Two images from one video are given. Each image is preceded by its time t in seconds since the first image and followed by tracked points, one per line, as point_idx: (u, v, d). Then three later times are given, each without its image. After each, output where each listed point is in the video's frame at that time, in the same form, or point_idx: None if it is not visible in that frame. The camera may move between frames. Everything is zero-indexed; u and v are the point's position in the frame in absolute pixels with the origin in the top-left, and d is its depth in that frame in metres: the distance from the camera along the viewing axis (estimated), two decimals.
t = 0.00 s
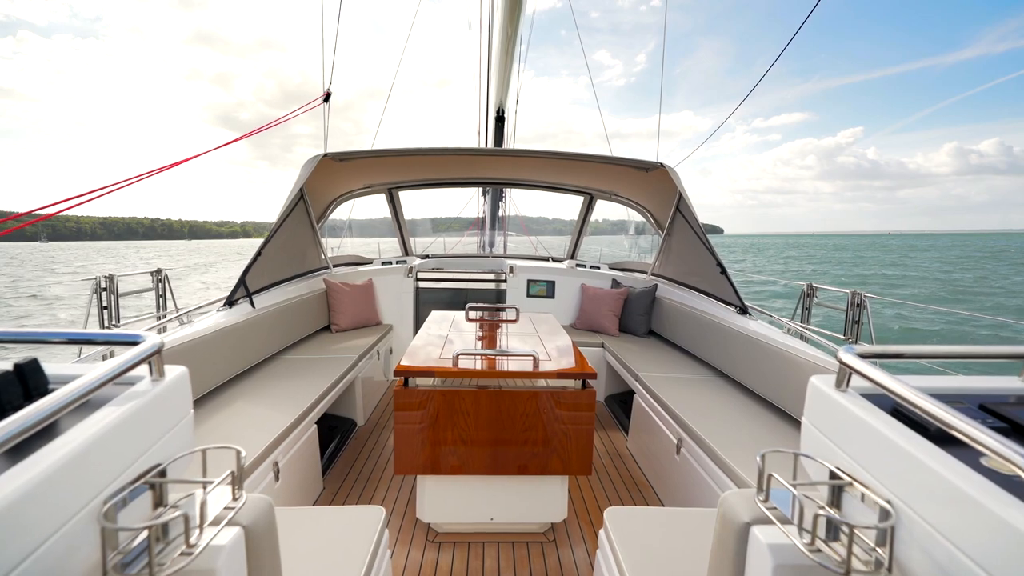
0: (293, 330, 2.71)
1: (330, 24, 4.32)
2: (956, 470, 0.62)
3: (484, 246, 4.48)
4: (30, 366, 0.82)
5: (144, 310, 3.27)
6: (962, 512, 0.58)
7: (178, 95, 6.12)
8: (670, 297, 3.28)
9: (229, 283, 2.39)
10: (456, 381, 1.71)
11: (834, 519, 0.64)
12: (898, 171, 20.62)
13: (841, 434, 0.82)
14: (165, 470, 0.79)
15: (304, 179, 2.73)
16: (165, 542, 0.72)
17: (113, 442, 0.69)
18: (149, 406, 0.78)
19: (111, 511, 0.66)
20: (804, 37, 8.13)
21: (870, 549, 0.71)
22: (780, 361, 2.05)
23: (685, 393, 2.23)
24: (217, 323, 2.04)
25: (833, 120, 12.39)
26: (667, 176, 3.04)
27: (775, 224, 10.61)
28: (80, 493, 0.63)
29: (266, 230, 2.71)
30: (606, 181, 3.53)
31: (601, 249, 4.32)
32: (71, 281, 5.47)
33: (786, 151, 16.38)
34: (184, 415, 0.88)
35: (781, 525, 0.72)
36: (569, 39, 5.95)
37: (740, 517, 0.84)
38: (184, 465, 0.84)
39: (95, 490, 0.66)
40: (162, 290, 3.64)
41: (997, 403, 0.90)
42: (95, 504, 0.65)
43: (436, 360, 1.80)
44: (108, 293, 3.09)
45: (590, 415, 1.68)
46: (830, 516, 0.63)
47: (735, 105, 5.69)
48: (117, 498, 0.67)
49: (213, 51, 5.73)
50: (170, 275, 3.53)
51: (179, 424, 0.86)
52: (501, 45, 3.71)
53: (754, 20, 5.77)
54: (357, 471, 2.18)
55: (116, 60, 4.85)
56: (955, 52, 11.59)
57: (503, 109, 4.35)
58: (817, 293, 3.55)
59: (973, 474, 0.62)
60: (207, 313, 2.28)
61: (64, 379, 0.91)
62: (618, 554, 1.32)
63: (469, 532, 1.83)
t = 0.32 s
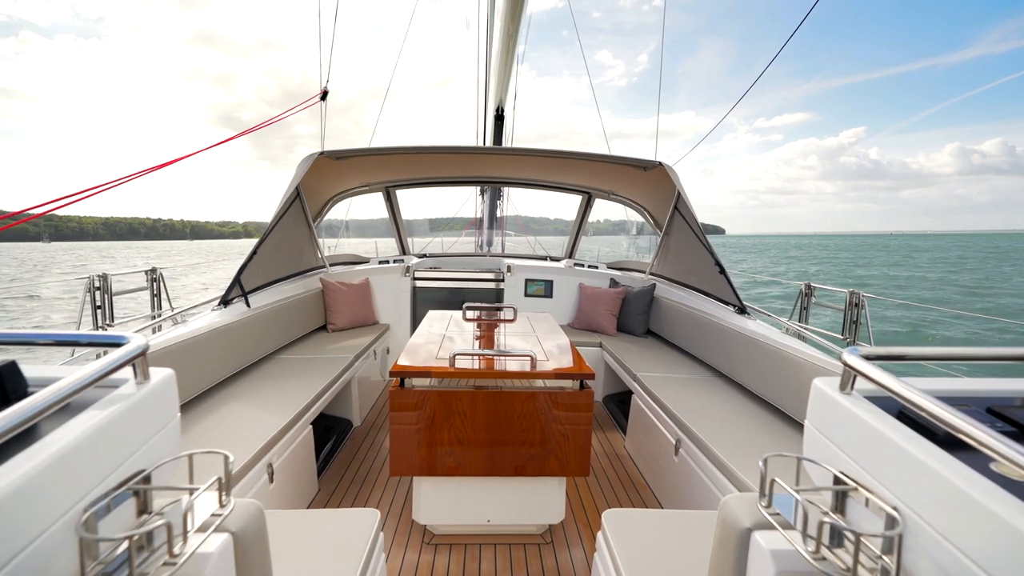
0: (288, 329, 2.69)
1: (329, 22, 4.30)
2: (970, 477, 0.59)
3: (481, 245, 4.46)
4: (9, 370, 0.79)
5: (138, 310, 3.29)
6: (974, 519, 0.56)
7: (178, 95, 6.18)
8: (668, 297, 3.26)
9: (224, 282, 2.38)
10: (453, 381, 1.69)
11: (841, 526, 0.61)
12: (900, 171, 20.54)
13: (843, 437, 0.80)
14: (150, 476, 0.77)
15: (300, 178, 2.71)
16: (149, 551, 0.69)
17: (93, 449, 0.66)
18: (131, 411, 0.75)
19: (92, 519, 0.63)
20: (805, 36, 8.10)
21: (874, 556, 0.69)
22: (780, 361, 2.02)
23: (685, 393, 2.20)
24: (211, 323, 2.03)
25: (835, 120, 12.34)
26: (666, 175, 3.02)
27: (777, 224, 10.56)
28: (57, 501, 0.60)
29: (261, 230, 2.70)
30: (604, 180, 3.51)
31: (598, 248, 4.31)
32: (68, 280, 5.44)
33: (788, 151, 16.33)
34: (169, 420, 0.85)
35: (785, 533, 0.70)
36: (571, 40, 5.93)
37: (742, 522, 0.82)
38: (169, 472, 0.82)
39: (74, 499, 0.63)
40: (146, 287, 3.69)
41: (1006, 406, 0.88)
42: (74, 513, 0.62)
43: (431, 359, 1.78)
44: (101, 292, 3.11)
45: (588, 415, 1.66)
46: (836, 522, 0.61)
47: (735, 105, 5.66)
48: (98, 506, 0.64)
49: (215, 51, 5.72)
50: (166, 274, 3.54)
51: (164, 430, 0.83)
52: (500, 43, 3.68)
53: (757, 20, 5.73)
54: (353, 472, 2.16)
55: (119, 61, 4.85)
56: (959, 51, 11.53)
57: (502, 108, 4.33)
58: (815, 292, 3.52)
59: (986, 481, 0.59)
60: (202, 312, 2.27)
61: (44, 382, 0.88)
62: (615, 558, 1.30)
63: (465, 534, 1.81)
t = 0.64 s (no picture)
0: (285, 329, 2.68)
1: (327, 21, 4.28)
2: (981, 483, 0.57)
3: (480, 244, 4.44)
4: None
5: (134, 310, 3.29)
6: (985, 525, 0.54)
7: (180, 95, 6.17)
8: (667, 296, 3.24)
9: (220, 282, 2.37)
10: (451, 381, 1.68)
11: (847, 535, 0.59)
12: (903, 171, 20.42)
13: (846, 442, 0.78)
14: (134, 483, 0.75)
15: (296, 176, 2.70)
16: (134, 558, 0.67)
17: (75, 454, 0.64)
18: (115, 415, 0.73)
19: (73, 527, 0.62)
20: (808, 35, 8.04)
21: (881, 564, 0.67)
22: (779, 361, 1.99)
23: (685, 394, 2.18)
24: (207, 323, 2.02)
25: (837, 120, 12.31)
26: (664, 173, 3.00)
27: (780, 225, 10.49)
28: (37, 508, 0.58)
29: (257, 229, 2.69)
30: (603, 178, 3.48)
31: (596, 247, 4.31)
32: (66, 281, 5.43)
33: (790, 151, 16.26)
34: (155, 424, 0.83)
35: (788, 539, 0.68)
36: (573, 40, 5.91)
37: (744, 527, 0.81)
38: (155, 477, 0.80)
39: (55, 506, 0.61)
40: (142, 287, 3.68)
41: (1015, 410, 0.85)
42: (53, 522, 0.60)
43: (427, 359, 1.77)
44: (96, 292, 3.13)
45: (586, 415, 1.65)
46: (842, 530, 0.59)
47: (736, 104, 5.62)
48: (80, 514, 0.62)
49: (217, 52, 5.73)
50: (162, 273, 3.54)
51: (150, 434, 0.81)
52: (499, 42, 3.66)
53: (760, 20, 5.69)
54: (349, 473, 2.15)
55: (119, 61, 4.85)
56: (963, 50, 11.44)
57: (501, 107, 4.30)
58: (813, 292, 3.50)
59: (997, 488, 0.57)
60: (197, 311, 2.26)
61: (26, 386, 0.86)
62: (613, 560, 1.28)
63: (462, 535, 1.79)
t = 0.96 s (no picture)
0: (281, 328, 2.68)
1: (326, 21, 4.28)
2: (994, 492, 0.55)
3: (478, 243, 4.42)
4: None
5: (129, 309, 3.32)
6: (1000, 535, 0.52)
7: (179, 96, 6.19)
8: (665, 296, 3.22)
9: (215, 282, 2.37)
10: (448, 382, 1.66)
11: (853, 544, 0.57)
12: (906, 171, 20.32)
13: (851, 446, 0.76)
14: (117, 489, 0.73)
15: (292, 175, 2.69)
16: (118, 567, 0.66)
17: (55, 461, 0.63)
18: (98, 420, 0.71)
19: (53, 537, 0.60)
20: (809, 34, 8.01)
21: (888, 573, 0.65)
22: (780, 362, 1.96)
23: (684, 394, 2.16)
24: (201, 323, 2.01)
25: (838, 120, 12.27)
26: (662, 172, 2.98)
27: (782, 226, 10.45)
28: (15, 518, 0.56)
29: (253, 228, 2.67)
30: (601, 177, 3.46)
31: (595, 246, 4.31)
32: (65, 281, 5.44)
33: (791, 151, 16.21)
34: (141, 429, 0.82)
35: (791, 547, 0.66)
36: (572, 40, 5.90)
37: (745, 532, 0.79)
38: (141, 483, 0.78)
39: (33, 515, 0.59)
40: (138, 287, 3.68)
41: None
42: (29, 533, 0.58)
43: (424, 359, 1.75)
44: (91, 290, 3.19)
45: (584, 416, 1.63)
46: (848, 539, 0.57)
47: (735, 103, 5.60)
48: (59, 523, 0.60)
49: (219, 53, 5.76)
50: (157, 272, 3.58)
51: (135, 439, 0.79)
52: (497, 40, 3.65)
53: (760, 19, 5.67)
54: (346, 474, 2.14)
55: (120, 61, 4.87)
56: (965, 50, 11.38)
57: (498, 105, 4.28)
58: (812, 291, 3.47)
59: (1009, 495, 0.55)
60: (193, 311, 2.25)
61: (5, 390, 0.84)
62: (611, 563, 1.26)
63: (460, 537, 1.77)
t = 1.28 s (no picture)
0: (278, 328, 2.66)
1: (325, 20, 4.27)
2: (1006, 501, 0.53)
3: (476, 243, 4.40)
4: None
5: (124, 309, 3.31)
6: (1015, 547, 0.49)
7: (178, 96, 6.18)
8: (664, 295, 3.20)
9: (211, 281, 2.36)
10: (447, 383, 1.64)
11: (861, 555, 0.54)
12: (909, 171, 20.22)
13: (858, 452, 0.73)
14: (100, 496, 0.71)
15: (288, 174, 2.67)
16: None
17: (33, 469, 0.61)
18: (80, 426, 0.70)
19: (30, 548, 0.58)
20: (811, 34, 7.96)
21: None
22: (780, 362, 1.94)
23: (684, 395, 2.13)
24: (195, 323, 2.00)
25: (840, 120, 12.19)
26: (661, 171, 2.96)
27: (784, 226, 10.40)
28: None
29: (249, 227, 2.66)
30: (599, 176, 3.44)
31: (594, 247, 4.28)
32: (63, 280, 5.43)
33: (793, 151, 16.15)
34: (127, 434, 0.80)
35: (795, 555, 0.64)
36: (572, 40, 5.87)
37: (749, 538, 0.77)
38: (128, 490, 0.77)
39: (9, 526, 0.57)
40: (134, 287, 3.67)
41: None
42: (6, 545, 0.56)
43: (421, 360, 1.73)
44: (87, 291, 3.17)
45: (582, 417, 1.61)
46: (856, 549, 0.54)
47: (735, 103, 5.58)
48: (37, 534, 0.58)
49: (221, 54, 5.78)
50: (154, 272, 3.56)
51: (120, 444, 0.78)
52: (494, 39, 3.63)
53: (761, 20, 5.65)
54: (343, 475, 2.13)
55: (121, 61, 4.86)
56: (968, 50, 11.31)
57: (496, 104, 4.26)
58: (811, 291, 3.44)
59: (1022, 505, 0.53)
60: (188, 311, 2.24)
61: None
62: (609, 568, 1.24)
63: (457, 539, 1.76)
